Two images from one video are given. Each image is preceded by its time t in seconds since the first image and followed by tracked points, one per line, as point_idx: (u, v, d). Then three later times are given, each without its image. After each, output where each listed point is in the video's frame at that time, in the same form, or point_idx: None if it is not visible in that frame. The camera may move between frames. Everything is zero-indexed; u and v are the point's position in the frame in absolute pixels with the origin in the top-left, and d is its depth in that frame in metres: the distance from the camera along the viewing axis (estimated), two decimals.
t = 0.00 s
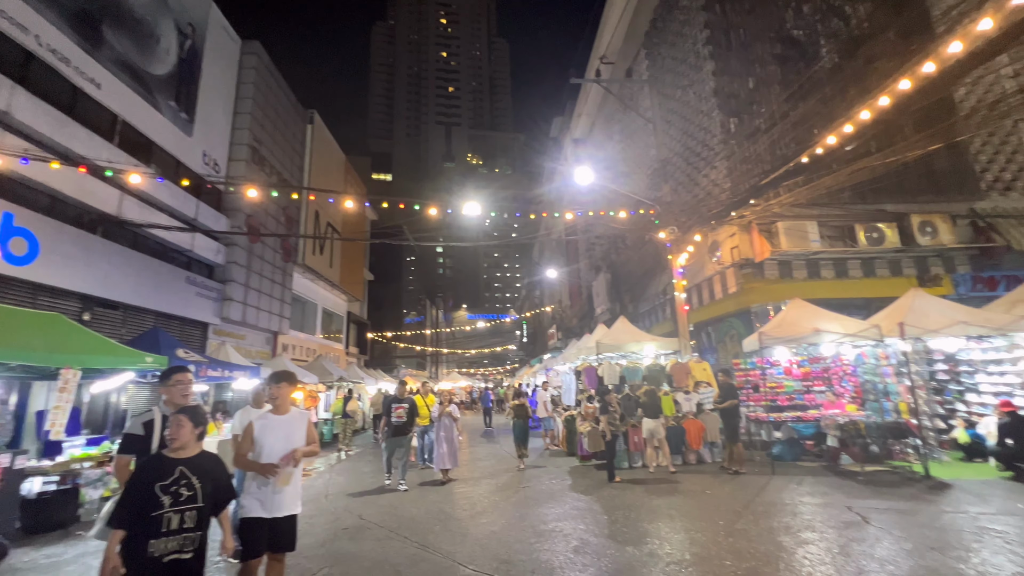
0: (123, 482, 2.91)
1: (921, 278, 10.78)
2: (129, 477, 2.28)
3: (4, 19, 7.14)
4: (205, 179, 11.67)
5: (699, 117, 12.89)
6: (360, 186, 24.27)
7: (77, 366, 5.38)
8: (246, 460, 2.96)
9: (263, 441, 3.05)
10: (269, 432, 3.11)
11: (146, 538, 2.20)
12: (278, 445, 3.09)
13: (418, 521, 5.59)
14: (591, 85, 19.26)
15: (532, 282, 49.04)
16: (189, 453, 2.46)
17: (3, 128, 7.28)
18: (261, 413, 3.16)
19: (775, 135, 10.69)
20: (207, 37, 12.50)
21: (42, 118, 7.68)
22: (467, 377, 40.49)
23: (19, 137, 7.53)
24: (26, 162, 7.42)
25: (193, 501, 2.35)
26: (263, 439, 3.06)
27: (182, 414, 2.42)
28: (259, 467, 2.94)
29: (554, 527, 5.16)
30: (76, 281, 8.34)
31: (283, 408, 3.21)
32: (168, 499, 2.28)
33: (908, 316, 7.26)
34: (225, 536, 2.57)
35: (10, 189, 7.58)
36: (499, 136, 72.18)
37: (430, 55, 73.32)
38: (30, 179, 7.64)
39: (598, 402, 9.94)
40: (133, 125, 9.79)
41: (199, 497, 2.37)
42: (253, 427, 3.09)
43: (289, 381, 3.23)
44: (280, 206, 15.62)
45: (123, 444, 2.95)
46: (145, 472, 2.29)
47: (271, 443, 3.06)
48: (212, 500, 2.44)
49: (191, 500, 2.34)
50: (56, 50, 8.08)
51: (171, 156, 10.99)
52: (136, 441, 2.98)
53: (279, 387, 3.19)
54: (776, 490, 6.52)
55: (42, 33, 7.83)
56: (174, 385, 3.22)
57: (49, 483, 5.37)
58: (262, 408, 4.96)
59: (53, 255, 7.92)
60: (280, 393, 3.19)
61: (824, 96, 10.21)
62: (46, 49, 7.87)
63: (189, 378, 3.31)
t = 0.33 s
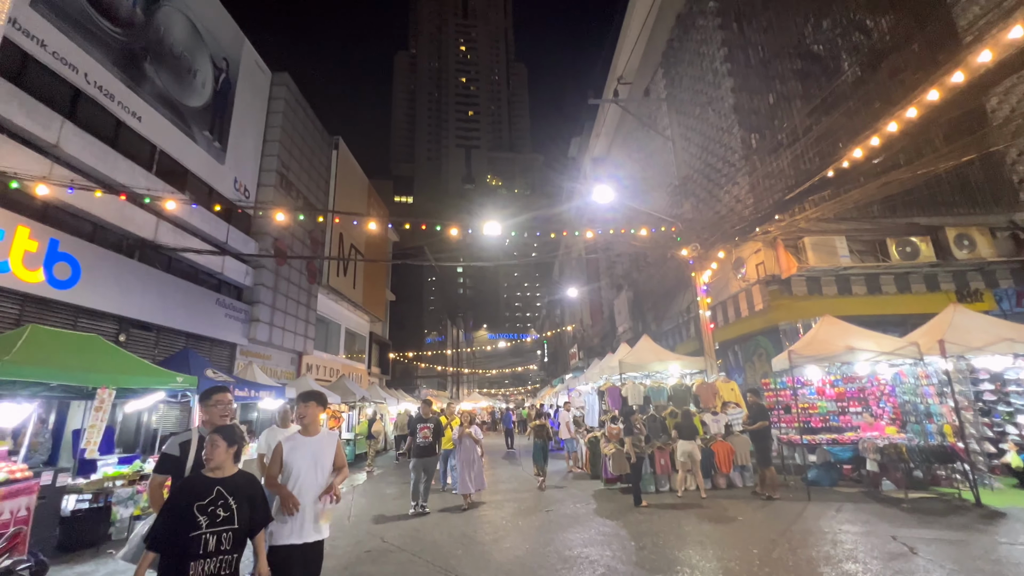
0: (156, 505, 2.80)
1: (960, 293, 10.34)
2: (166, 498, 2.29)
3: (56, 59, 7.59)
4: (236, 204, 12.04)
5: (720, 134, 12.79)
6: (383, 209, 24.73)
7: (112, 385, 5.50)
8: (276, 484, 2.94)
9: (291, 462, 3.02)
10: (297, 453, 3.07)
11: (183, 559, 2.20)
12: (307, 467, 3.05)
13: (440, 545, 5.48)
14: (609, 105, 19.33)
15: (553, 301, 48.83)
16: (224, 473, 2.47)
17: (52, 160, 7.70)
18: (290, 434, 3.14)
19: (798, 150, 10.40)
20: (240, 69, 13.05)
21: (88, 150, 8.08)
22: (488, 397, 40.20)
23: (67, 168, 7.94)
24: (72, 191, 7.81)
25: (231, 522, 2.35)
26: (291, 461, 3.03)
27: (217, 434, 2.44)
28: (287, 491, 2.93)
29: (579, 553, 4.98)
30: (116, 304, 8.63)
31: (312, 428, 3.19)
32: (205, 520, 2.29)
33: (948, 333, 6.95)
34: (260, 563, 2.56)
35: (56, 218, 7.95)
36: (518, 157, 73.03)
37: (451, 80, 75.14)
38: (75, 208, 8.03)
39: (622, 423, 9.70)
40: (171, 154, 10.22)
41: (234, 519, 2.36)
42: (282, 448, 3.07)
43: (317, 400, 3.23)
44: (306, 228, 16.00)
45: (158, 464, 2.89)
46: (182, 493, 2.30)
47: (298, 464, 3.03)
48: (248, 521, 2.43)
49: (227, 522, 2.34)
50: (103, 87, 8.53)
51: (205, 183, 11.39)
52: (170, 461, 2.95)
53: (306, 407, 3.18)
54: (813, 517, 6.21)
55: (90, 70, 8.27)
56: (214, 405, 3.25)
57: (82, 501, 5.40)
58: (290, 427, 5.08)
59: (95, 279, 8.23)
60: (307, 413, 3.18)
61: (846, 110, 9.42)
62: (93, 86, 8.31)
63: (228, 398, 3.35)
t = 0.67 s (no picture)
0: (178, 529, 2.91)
1: (978, 318, 10.15)
2: (174, 539, 2.23)
3: (83, 99, 7.89)
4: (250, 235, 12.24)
5: (725, 162, 12.87)
6: (393, 238, 25.01)
7: (121, 415, 5.46)
8: (284, 520, 2.87)
9: (299, 497, 2.95)
10: (306, 487, 3.00)
11: None
12: (315, 501, 2.98)
13: None
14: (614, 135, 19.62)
15: (562, 328, 48.60)
16: (230, 512, 2.41)
17: (75, 194, 7.92)
18: (297, 467, 3.07)
19: (804, 177, 10.43)
20: (256, 106, 13.48)
21: (109, 184, 8.30)
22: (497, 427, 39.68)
23: (88, 202, 8.15)
24: (92, 224, 8.02)
25: (242, 564, 2.29)
26: (300, 495, 2.96)
27: (219, 471, 2.38)
28: (294, 528, 2.85)
29: None
30: (129, 333, 8.69)
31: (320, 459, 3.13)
32: (217, 563, 2.22)
33: (969, 359, 6.77)
34: None
35: (76, 250, 8.12)
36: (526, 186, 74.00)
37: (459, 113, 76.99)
38: (95, 240, 8.20)
39: (634, 455, 9.47)
40: (189, 187, 10.46)
41: (247, 560, 2.31)
42: (289, 482, 2.99)
43: (324, 431, 3.20)
44: (317, 258, 16.18)
45: (185, 488, 2.98)
46: (192, 533, 2.25)
47: (306, 498, 2.96)
48: (258, 562, 2.37)
49: (240, 564, 2.28)
50: (126, 124, 8.81)
51: (220, 215, 11.60)
52: (188, 495, 2.95)
53: (313, 437, 3.15)
54: (837, 554, 5.93)
55: (116, 109, 8.58)
56: (247, 434, 3.69)
57: (87, 534, 5.35)
58: (296, 458, 5.06)
59: (110, 309, 8.31)
60: (314, 443, 3.15)
61: (852, 137, 9.44)
62: (117, 123, 8.60)
63: (258, 428, 3.80)
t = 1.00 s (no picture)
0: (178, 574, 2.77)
1: (987, 349, 10.04)
2: None
3: (99, 137, 8.10)
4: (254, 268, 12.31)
5: (724, 195, 12.98)
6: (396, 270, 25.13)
7: (114, 452, 5.34)
8: (282, 563, 2.75)
9: (299, 538, 2.83)
10: (305, 527, 2.89)
11: None
12: (315, 542, 2.87)
13: None
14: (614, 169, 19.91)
15: (565, 360, 48.29)
16: (227, 557, 2.32)
17: (85, 228, 8.02)
18: (297, 506, 2.96)
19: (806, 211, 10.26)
20: (265, 143, 13.82)
21: (119, 220, 8.42)
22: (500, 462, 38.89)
23: (98, 236, 8.25)
24: (100, 258, 8.10)
25: None
26: (300, 536, 2.84)
27: (218, 514, 2.32)
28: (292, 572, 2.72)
29: None
30: (130, 368, 8.61)
31: (320, 498, 3.03)
32: None
33: (981, 392, 6.63)
34: None
35: (83, 284, 8.16)
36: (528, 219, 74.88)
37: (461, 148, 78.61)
38: (101, 273, 8.25)
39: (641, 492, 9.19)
40: (197, 221, 10.57)
41: None
42: (289, 521, 2.88)
43: (326, 467, 3.09)
44: (320, 290, 16.22)
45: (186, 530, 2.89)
46: None
47: (306, 540, 2.85)
48: None
49: None
50: (139, 161, 8.99)
51: (225, 249, 11.69)
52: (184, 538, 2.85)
53: (315, 473, 3.04)
54: None
55: (130, 146, 8.77)
56: (259, 469, 3.48)
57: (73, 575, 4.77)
58: (294, 497, 4.92)
59: (112, 343, 8.27)
60: (316, 480, 3.03)
61: (848, 170, 9.62)
62: (131, 160, 8.77)
63: (272, 464, 3.59)
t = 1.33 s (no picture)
0: None
1: (995, 381, 9.90)
2: None
3: (109, 172, 8.24)
4: (256, 300, 12.30)
5: (722, 227, 13.06)
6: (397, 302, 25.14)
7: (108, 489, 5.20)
8: None
9: None
10: (307, 571, 2.79)
11: None
12: None
13: None
14: (614, 202, 20.14)
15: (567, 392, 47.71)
16: None
17: (89, 261, 8.06)
18: (298, 549, 2.87)
19: (804, 241, 10.33)
20: (271, 176, 14.06)
21: (123, 252, 8.48)
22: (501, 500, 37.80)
23: (101, 269, 8.28)
24: (102, 290, 8.10)
25: None
26: None
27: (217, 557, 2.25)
28: None
29: None
30: (125, 401, 8.46)
31: (322, 540, 2.93)
32: None
33: (990, 426, 6.52)
34: None
35: (83, 316, 8.13)
36: (528, 251, 75.38)
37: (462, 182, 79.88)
38: (103, 305, 8.24)
39: (647, 532, 8.89)
40: (201, 254, 10.63)
41: None
42: (288, 564, 2.77)
43: (330, 506, 3.02)
44: (320, 322, 16.18)
45: None
46: None
47: None
48: None
49: None
50: (147, 195, 9.11)
51: (227, 281, 11.71)
52: None
53: (320, 513, 2.97)
54: None
55: (138, 181, 8.90)
56: (252, 510, 3.36)
57: None
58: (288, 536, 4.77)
59: (110, 375, 8.18)
60: (320, 520, 2.96)
61: (844, 203, 9.71)
62: (138, 194, 8.89)
63: (265, 504, 3.47)
